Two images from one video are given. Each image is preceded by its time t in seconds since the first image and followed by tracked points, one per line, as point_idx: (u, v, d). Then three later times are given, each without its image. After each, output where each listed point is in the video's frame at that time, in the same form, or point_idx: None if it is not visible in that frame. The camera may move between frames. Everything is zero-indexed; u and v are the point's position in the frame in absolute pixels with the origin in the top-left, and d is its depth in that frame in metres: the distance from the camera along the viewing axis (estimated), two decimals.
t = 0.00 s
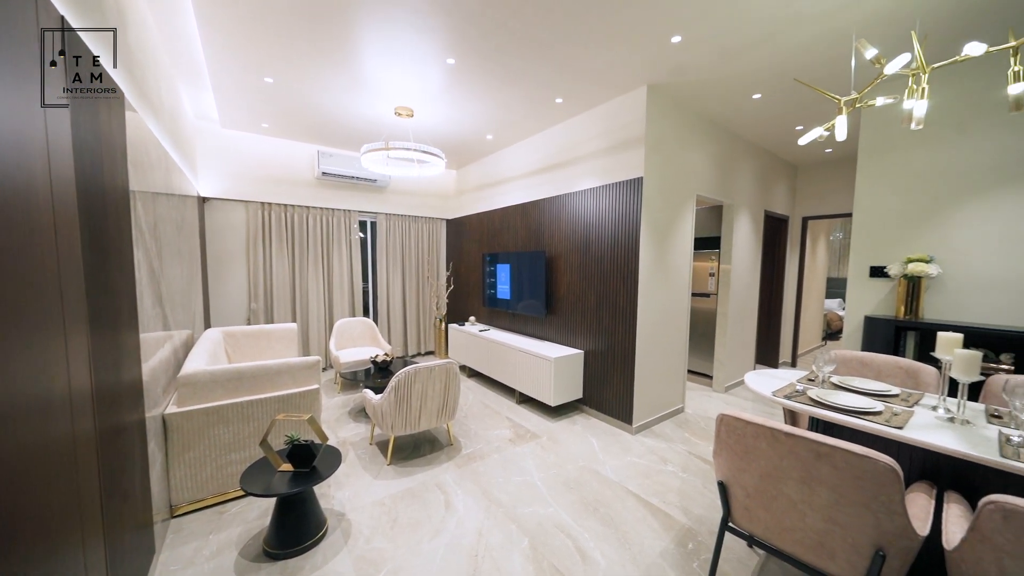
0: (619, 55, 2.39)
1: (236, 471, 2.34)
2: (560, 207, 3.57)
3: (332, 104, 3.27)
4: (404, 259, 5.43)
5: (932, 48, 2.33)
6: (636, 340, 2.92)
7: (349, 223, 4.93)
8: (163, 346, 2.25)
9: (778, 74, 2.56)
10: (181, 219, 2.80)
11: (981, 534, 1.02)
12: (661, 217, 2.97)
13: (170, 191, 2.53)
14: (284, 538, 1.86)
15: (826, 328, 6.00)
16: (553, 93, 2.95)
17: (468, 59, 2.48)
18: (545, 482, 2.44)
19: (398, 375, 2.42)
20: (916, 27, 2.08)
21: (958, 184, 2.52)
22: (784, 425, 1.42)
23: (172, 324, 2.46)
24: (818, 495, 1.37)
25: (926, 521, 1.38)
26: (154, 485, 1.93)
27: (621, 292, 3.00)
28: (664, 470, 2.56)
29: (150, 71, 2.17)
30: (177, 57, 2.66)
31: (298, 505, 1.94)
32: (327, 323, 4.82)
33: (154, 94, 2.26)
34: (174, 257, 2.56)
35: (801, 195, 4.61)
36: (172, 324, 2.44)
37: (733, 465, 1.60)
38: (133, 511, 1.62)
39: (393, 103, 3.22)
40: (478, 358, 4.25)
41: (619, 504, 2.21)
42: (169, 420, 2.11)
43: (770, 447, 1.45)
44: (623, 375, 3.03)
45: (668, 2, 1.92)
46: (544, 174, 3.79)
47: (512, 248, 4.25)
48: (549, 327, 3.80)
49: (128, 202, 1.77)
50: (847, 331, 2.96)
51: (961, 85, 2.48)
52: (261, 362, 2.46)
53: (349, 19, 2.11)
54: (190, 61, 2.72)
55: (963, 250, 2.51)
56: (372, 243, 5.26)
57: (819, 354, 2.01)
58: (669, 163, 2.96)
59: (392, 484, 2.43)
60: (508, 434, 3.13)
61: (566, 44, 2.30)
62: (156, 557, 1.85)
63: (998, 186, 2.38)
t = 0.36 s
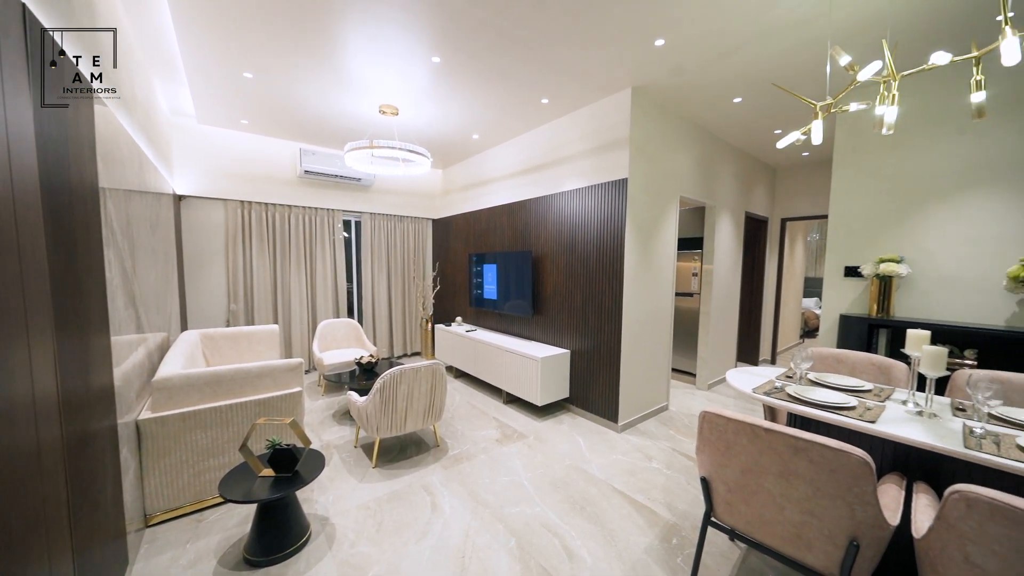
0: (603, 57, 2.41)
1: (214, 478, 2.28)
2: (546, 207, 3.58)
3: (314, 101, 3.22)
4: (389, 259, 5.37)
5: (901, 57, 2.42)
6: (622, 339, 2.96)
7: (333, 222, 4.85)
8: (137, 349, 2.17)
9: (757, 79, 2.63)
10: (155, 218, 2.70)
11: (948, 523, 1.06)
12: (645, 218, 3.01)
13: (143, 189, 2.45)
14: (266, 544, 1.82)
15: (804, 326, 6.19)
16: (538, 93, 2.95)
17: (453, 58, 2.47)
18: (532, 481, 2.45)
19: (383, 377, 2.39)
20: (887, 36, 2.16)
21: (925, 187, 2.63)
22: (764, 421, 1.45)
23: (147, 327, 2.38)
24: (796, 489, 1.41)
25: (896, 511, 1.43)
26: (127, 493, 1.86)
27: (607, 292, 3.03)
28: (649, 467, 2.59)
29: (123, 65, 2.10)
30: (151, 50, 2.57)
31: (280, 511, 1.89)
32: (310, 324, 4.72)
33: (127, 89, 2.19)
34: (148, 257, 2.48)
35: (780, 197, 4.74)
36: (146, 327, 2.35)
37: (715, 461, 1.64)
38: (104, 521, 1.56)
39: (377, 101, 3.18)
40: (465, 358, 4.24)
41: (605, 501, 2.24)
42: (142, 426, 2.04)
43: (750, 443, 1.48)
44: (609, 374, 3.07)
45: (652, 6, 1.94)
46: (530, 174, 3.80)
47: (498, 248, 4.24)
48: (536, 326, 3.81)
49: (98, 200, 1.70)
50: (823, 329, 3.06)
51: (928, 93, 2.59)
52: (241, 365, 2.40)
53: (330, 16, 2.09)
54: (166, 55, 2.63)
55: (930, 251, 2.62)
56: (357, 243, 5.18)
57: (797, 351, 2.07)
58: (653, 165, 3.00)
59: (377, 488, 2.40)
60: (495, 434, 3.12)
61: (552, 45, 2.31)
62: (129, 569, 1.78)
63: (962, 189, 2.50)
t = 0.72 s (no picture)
0: (588, 58, 2.42)
1: (191, 485, 2.20)
2: (532, 207, 3.58)
3: (295, 98, 3.15)
4: (374, 259, 5.30)
5: (873, 63, 2.51)
6: (607, 338, 2.99)
7: (316, 221, 4.76)
8: (108, 353, 2.09)
9: (738, 83, 2.69)
10: (127, 216, 2.60)
11: (917, 512, 1.10)
12: (629, 219, 3.04)
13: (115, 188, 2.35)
14: (246, 552, 1.77)
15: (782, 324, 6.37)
16: (524, 93, 2.95)
17: (437, 56, 2.45)
18: (520, 480, 2.45)
19: (367, 378, 2.36)
20: (860, 42, 2.23)
21: (896, 190, 2.73)
22: (743, 417, 1.48)
23: (118, 330, 2.29)
24: (775, 482, 1.45)
25: (869, 502, 1.48)
26: (98, 503, 1.78)
27: (592, 291, 3.06)
28: (635, 464, 2.63)
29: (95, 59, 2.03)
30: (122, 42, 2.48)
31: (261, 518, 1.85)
32: (292, 326, 4.62)
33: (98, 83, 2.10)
34: (120, 258, 2.38)
35: (760, 198, 4.86)
36: (117, 330, 2.26)
37: (698, 457, 1.67)
38: (73, 532, 1.50)
39: (361, 99, 3.14)
40: (451, 358, 4.22)
41: (591, 499, 2.25)
42: (113, 433, 1.96)
43: (731, 438, 1.52)
44: (594, 373, 3.10)
45: (636, 7, 1.96)
46: (516, 174, 3.79)
47: (485, 248, 4.23)
48: (522, 326, 3.82)
49: (64, 197, 1.62)
50: (801, 327, 3.15)
51: (898, 99, 2.69)
52: (219, 368, 2.33)
53: (312, 11, 2.05)
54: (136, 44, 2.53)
55: (900, 251, 2.73)
56: (341, 242, 5.10)
57: (775, 348, 2.13)
58: (636, 166, 3.03)
59: (362, 491, 2.36)
60: (482, 434, 3.11)
61: (538, 45, 2.31)
62: None
63: (929, 192, 2.61)
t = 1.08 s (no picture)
0: (574, 57, 2.43)
1: (167, 493, 2.13)
2: (519, 206, 3.58)
3: (275, 93, 3.07)
4: (359, 258, 5.22)
5: (848, 69, 2.60)
6: (594, 337, 3.02)
7: (298, 219, 4.67)
8: (78, 356, 2.00)
9: (720, 85, 2.74)
10: (97, 213, 2.50)
11: (889, 502, 1.15)
12: (615, 219, 3.07)
13: (83, 184, 2.26)
14: (225, 559, 1.72)
15: (762, 322, 6.55)
16: (510, 92, 2.95)
17: (423, 52, 2.42)
18: (507, 480, 2.45)
19: (352, 379, 2.32)
20: (836, 48, 2.30)
21: (869, 192, 2.83)
22: (726, 412, 1.51)
23: (89, 332, 2.20)
24: (756, 476, 1.48)
25: (845, 493, 1.53)
26: (65, 513, 1.70)
27: (579, 290, 3.08)
28: (621, 461, 2.66)
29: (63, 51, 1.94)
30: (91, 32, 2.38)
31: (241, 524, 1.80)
32: (274, 327, 4.52)
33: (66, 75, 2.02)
34: (91, 257, 2.29)
35: (741, 199, 4.98)
36: (87, 332, 2.17)
37: (682, 453, 1.69)
38: (38, 544, 1.43)
39: (344, 95, 3.09)
40: (438, 358, 4.19)
41: (578, 497, 2.27)
42: (82, 440, 1.87)
43: (714, 434, 1.55)
44: (581, 372, 3.12)
45: (622, 8, 1.97)
46: (503, 173, 3.78)
47: (471, 247, 4.21)
48: (509, 326, 3.82)
49: (26, 193, 1.54)
50: (781, 324, 3.24)
51: (871, 104, 2.79)
52: (197, 371, 2.26)
53: (292, 5, 2.01)
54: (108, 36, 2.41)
55: (873, 250, 2.83)
56: (324, 241, 5.01)
57: (756, 345, 2.18)
58: (621, 167, 3.07)
59: (347, 494, 2.33)
60: (469, 434, 3.10)
61: (524, 43, 2.31)
62: None
63: (900, 194, 2.71)
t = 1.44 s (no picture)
0: (560, 58, 2.44)
1: (141, 502, 2.05)
2: (506, 206, 3.57)
3: (255, 88, 2.99)
4: (343, 258, 5.14)
5: (823, 75, 2.68)
6: (580, 336, 3.04)
7: (280, 218, 4.57)
8: (44, 360, 1.91)
9: (702, 88, 2.79)
10: (65, 210, 2.39)
11: (864, 493, 1.18)
12: (601, 220, 3.10)
13: (50, 180, 2.16)
14: (202, 569, 1.67)
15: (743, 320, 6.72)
16: (497, 92, 2.94)
17: (408, 50, 2.40)
18: (495, 480, 2.45)
19: (336, 382, 2.28)
20: (812, 54, 2.38)
21: (844, 194, 2.93)
22: (709, 409, 1.54)
23: (56, 335, 2.10)
24: (738, 471, 1.51)
25: (823, 486, 1.58)
26: (30, 525, 1.62)
27: (565, 290, 3.09)
28: (607, 459, 2.68)
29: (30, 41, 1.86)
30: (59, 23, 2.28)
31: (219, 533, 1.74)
32: (255, 328, 4.41)
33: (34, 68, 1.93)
34: (58, 256, 2.19)
35: (723, 200, 5.10)
36: (54, 335, 2.07)
37: (667, 450, 1.71)
38: None
39: (327, 92, 3.04)
40: (424, 358, 4.16)
41: (565, 496, 2.28)
42: (48, 448, 1.79)
43: (698, 430, 1.57)
44: (567, 371, 3.14)
45: (607, 10, 1.99)
46: (489, 173, 3.78)
47: (458, 247, 4.20)
48: (496, 326, 3.81)
49: None
50: (761, 322, 3.32)
51: (845, 109, 2.89)
52: (173, 375, 2.19)
53: None
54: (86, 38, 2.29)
55: (848, 250, 2.93)
56: (307, 241, 4.92)
57: (737, 343, 2.23)
58: (606, 168, 3.10)
59: (332, 498, 2.28)
60: (456, 435, 3.08)
61: (509, 43, 2.31)
62: None
63: (872, 196, 2.82)
